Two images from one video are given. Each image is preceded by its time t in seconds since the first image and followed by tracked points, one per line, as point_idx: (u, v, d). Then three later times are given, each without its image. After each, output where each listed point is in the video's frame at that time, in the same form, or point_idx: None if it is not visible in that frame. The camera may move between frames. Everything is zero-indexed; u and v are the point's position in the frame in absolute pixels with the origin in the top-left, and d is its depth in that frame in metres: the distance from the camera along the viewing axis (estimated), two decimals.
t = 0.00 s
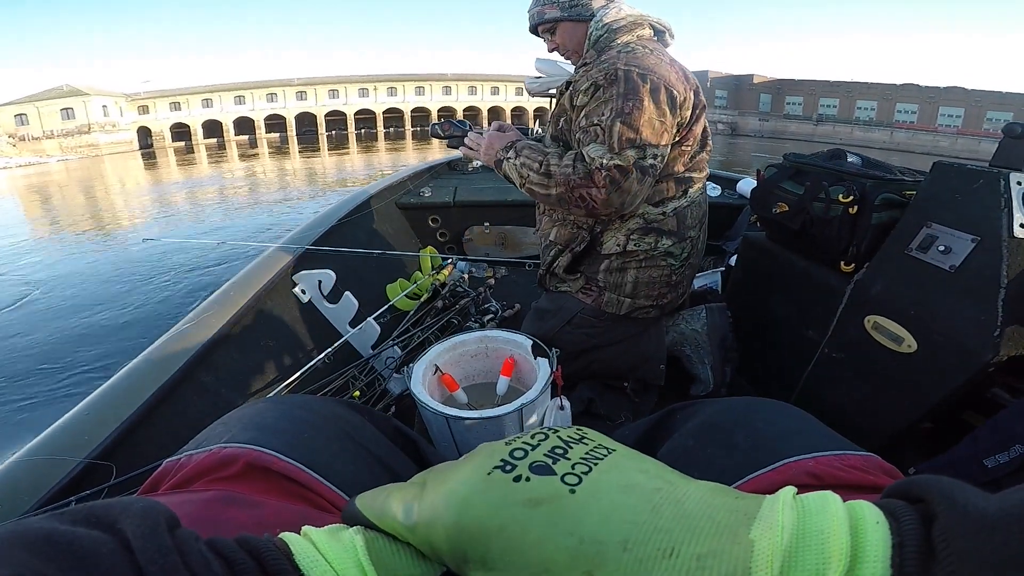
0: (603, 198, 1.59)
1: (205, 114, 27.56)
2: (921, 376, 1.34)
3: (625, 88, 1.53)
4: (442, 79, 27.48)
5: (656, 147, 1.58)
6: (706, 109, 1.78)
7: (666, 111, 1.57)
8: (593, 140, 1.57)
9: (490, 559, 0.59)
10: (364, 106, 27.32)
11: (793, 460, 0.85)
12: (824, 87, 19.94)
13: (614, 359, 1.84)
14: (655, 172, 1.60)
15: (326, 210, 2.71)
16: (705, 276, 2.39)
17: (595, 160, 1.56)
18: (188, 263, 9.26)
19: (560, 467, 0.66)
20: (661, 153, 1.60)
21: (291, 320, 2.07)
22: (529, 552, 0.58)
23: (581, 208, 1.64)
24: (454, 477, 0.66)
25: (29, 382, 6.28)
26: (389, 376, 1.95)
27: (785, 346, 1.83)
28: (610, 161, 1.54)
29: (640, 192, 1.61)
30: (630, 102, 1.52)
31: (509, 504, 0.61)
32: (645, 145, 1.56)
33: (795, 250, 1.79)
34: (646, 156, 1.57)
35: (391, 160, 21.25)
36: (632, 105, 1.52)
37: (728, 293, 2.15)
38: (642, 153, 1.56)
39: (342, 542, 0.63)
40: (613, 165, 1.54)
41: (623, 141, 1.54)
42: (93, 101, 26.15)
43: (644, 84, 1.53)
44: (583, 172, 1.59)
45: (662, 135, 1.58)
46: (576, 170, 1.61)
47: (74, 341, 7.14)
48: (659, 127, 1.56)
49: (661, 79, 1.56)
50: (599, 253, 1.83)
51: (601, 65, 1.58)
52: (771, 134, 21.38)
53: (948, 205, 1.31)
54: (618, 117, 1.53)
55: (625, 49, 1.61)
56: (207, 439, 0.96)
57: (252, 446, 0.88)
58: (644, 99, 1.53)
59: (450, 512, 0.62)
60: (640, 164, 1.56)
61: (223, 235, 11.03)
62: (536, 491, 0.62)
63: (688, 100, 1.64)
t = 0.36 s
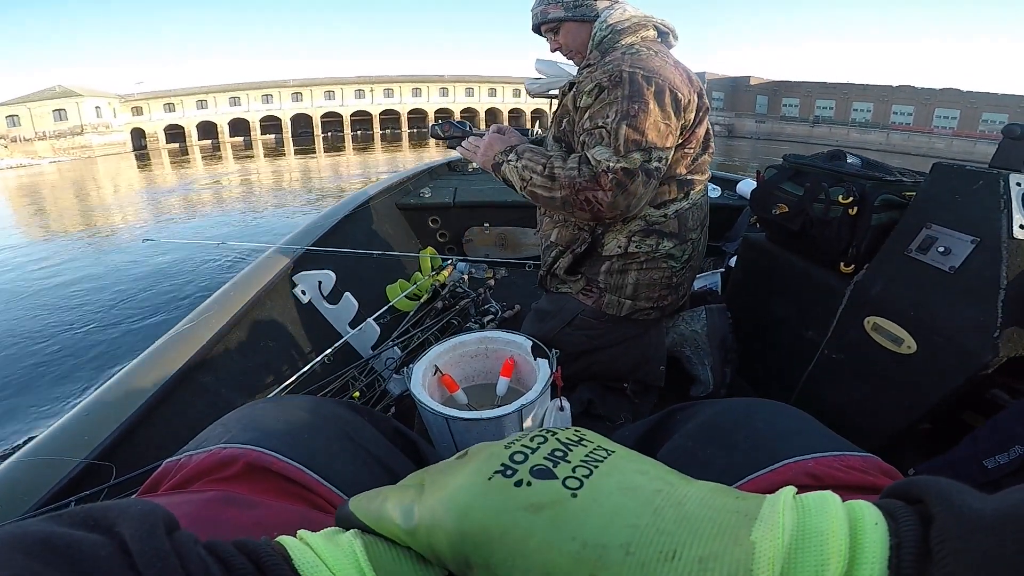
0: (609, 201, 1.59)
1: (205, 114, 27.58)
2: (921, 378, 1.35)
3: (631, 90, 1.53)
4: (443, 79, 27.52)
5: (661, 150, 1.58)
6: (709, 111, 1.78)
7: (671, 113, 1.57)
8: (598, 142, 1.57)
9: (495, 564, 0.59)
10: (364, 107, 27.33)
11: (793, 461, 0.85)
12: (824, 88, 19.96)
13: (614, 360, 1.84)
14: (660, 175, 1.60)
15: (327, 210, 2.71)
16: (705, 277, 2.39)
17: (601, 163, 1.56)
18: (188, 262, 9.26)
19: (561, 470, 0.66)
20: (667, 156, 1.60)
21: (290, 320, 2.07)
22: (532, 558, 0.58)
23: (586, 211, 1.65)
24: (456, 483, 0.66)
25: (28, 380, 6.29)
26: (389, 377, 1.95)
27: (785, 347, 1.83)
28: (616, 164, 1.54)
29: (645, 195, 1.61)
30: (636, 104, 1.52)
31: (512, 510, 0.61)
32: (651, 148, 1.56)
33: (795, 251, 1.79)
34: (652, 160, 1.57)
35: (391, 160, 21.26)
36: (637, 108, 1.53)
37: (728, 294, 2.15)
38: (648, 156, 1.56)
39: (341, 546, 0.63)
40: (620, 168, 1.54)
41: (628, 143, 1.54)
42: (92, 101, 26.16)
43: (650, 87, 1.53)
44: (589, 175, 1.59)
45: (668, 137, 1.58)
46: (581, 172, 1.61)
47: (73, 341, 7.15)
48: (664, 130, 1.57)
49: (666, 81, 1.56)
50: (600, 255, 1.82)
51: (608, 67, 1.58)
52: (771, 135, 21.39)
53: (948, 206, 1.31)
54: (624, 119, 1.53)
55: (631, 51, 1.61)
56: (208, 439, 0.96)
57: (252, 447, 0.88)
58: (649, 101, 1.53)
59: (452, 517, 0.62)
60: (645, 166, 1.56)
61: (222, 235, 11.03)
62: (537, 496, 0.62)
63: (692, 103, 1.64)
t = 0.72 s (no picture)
0: (608, 200, 1.59)
1: (205, 112, 27.56)
2: (920, 381, 1.35)
3: (631, 90, 1.53)
4: (443, 79, 27.52)
5: (661, 151, 1.58)
6: (711, 113, 1.77)
7: (672, 114, 1.57)
8: (598, 142, 1.57)
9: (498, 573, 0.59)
10: (365, 106, 27.34)
11: (792, 462, 0.85)
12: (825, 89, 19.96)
13: (614, 360, 1.83)
14: (660, 175, 1.60)
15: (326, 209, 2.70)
16: (706, 278, 2.38)
17: (601, 162, 1.56)
18: (187, 260, 9.26)
19: (561, 476, 0.66)
20: (666, 156, 1.60)
21: (290, 319, 2.07)
22: (534, 566, 0.58)
23: (584, 208, 1.65)
24: (454, 491, 0.65)
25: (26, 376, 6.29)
26: (389, 376, 1.94)
27: (785, 349, 1.82)
28: (616, 164, 1.54)
29: (645, 196, 1.61)
30: (636, 105, 1.53)
31: (513, 518, 0.61)
32: (651, 148, 1.56)
33: (795, 252, 1.80)
34: (651, 160, 1.57)
35: (392, 159, 21.26)
36: (638, 108, 1.53)
37: (728, 295, 2.15)
38: (648, 156, 1.56)
39: (340, 546, 0.63)
40: (619, 168, 1.54)
41: (629, 143, 1.54)
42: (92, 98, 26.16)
43: (650, 87, 1.53)
44: (589, 174, 1.59)
45: (668, 138, 1.58)
46: (581, 171, 1.61)
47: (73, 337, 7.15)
48: (665, 130, 1.56)
49: (667, 82, 1.56)
50: (601, 256, 1.82)
51: (608, 67, 1.58)
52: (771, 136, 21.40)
53: (948, 208, 1.31)
54: (624, 119, 1.53)
55: (632, 51, 1.61)
56: (207, 438, 0.96)
57: (252, 447, 0.88)
58: (650, 102, 1.53)
59: (454, 525, 0.62)
60: (645, 167, 1.56)
61: (222, 233, 11.03)
62: (538, 504, 0.62)
63: (693, 104, 1.64)
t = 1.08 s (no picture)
0: (607, 202, 1.59)
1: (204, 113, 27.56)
2: (919, 383, 1.35)
3: (630, 92, 1.54)
4: (442, 80, 27.54)
5: (660, 153, 1.59)
6: (709, 115, 1.78)
7: (670, 116, 1.58)
8: (597, 144, 1.57)
9: None
10: (364, 107, 27.35)
11: (789, 464, 0.85)
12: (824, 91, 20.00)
13: (613, 362, 1.84)
14: (658, 177, 1.61)
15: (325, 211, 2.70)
16: (704, 280, 2.40)
17: (600, 164, 1.56)
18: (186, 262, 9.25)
19: (554, 486, 0.66)
20: (665, 158, 1.61)
21: (289, 321, 2.07)
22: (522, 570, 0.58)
23: (583, 210, 1.65)
24: (452, 503, 0.66)
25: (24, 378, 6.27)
26: (388, 378, 1.94)
27: (784, 351, 1.82)
28: (615, 166, 1.55)
29: (643, 198, 1.61)
30: (634, 107, 1.53)
31: (504, 524, 0.61)
32: (649, 150, 1.56)
33: (793, 254, 1.80)
34: (650, 162, 1.57)
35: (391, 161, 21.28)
36: (637, 111, 1.53)
37: (727, 297, 2.15)
38: (646, 158, 1.57)
39: (355, 548, 0.64)
40: (617, 170, 1.55)
41: (627, 145, 1.54)
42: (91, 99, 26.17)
43: (649, 89, 1.54)
44: (588, 176, 1.59)
45: (666, 140, 1.59)
46: (580, 173, 1.61)
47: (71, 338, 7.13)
48: (663, 132, 1.57)
49: (665, 85, 1.56)
50: (599, 258, 1.82)
51: (607, 69, 1.59)
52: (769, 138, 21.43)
53: (947, 211, 1.32)
54: (623, 121, 1.54)
55: (630, 53, 1.62)
56: (205, 439, 0.96)
57: (250, 447, 0.88)
58: (649, 105, 1.54)
59: (450, 534, 0.62)
60: (644, 169, 1.56)
61: (220, 234, 11.02)
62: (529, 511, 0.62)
63: (692, 106, 1.64)
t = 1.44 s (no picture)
0: (608, 206, 1.59)
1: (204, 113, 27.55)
2: (919, 387, 1.34)
3: (631, 95, 1.53)
4: (443, 81, 27.57)
5: (661, 157, 1.59)
6: (710, 119, 1.78)
7: (672, 119, 1.58)
8: (599, 147, 1.57)
9: None
10: (365, 108, 27.37)
11: (788, 468, 0.85)
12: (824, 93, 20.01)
13: (612, 365, 1.84)
14: (659, 181, 1.61)
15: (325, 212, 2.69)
16: (704, 283, 2.42)
17: (601, 167, 1.56)
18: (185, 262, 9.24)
19: (557, 499, 0.66)
20: (665, 162, 1.61)
21: (288, 322, 2.07)
22: None
23: (584, 214, 1.65)
24: (452, 512, 0.65)
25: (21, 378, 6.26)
26: (387, 380, 1.94)
27: (783, 354, 1.82)
28: (616, 169, 1.55)
29: (644, 201, 1.61)
30: (635, 110, 1.53)
31: (510, 534, 0.61)
32: (650, 153, 1.56)
33: (793, 258, 1.80)
34: (651, 165, 1.57)
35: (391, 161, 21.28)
36: (639, 113, 1.53)
37: (726, 300, 2.15)
38: (647, 162, 1.57)
39: (330, 557, 0.62)
40: (618, 173, 1.55)
41: (629, 149, 1.54)
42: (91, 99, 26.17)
43: (650, 92, 1.54)
44: (589, 179, 1.59)
45: (667, 143, 1.59)
46: (581, 176, 1.61)
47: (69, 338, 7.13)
48: (664, 136, 1.57)
49: (667, 87, 1.56)
50: (599, 261, 1.82)
51: (608, 72, 1.59)
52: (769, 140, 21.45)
53: (947, 215, 1.32)
54: (624, 125, 1.54)
55: (632, 56, 1.62)
56: (202, 442, 0.95)
57: (249, 450, 0.88)
58: (651, 107, 1.54)
59: (451, 542, 0.62)
60: (645, 172, 1.56)
61: (219, 235, 11.01)
62: (535, 522, 0.62)
63: (694, 109, 1.64)
